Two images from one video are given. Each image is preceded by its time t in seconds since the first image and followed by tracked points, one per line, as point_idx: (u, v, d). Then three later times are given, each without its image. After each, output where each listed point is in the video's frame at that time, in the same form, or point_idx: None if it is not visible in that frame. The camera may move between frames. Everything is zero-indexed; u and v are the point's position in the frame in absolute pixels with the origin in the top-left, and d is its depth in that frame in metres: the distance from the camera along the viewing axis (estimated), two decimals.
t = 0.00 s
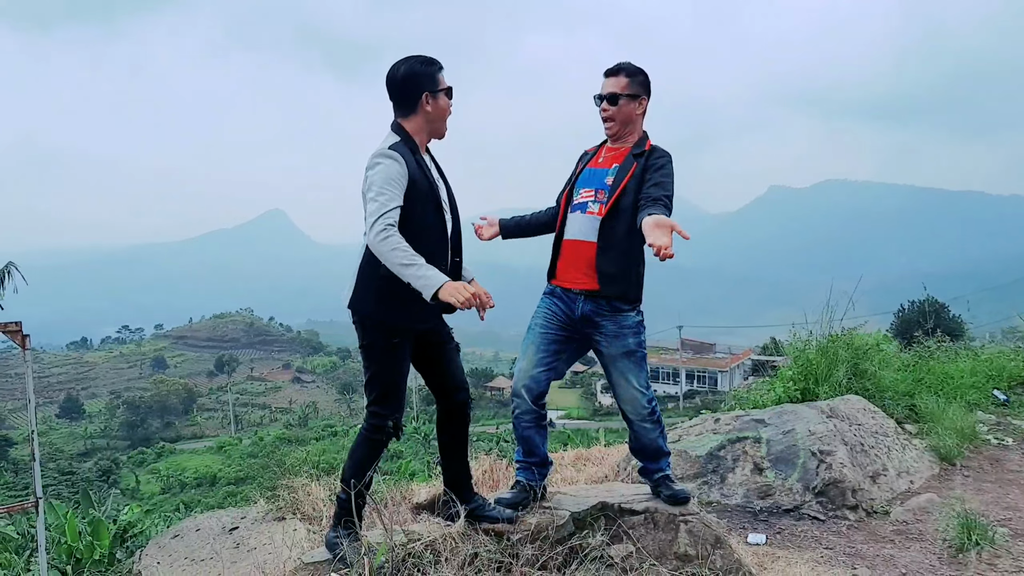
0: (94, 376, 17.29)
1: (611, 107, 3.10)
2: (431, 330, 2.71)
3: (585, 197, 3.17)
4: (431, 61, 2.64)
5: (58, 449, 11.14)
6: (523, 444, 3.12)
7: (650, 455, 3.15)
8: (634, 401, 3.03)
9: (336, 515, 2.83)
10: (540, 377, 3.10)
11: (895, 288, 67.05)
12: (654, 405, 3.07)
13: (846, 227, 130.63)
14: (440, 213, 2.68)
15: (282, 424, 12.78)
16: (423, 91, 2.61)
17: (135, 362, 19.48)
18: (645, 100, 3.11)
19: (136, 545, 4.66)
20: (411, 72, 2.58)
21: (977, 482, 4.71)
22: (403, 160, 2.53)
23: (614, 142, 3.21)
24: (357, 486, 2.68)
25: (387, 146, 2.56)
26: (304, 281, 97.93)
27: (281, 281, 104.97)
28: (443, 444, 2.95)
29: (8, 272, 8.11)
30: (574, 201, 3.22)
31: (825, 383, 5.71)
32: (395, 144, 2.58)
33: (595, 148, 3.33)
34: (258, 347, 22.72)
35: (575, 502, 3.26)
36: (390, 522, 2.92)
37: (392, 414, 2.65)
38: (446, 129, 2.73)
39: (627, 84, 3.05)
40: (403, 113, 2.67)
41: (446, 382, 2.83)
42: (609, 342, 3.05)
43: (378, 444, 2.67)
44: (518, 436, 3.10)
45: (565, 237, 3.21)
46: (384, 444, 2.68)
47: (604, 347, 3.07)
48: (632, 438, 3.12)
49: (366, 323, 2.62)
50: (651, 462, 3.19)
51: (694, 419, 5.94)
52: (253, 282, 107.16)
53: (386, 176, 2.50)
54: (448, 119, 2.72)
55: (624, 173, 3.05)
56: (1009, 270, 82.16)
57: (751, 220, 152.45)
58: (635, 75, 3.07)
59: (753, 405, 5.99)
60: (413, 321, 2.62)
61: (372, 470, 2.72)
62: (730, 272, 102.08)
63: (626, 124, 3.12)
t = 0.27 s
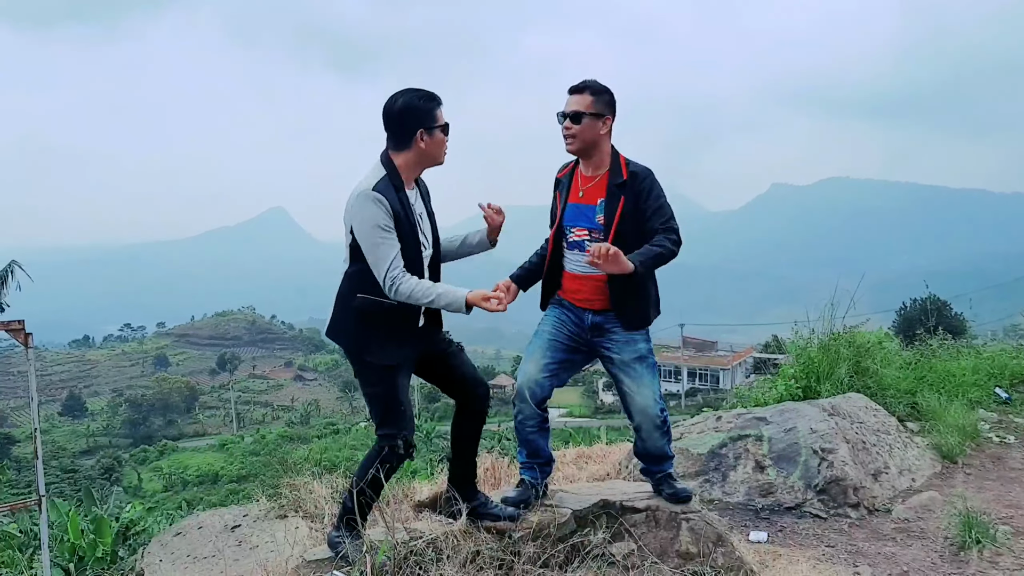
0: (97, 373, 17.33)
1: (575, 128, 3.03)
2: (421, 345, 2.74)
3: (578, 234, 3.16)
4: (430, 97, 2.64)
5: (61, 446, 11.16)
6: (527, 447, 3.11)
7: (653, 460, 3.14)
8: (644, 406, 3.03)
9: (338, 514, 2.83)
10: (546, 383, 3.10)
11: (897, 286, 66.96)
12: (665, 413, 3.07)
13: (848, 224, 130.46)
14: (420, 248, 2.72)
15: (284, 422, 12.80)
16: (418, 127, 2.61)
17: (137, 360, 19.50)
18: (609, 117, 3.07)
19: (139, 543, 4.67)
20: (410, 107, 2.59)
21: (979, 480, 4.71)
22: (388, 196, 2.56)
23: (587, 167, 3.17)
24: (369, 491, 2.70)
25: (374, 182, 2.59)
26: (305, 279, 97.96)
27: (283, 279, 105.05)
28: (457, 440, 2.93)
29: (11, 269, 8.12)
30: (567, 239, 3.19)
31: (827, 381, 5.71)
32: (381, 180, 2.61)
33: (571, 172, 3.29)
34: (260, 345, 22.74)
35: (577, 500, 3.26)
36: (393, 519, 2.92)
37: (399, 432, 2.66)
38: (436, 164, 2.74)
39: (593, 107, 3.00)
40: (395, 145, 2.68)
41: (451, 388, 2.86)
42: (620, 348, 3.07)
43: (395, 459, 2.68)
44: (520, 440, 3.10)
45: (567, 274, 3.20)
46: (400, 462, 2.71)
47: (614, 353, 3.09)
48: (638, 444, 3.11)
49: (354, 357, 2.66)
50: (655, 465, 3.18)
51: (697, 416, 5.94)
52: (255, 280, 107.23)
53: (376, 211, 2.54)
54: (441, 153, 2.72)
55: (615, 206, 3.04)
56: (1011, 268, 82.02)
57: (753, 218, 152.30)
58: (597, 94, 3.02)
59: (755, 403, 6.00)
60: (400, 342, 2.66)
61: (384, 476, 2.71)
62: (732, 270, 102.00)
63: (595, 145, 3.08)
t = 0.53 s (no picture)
0: (98, 373, 17.34)
1: (543, 94, 2.98)
2: (416, 327, 2.73)
3: (554, 199, 3.11)
4: (381, 60, 2.60)
5: (62, 446, 11.18)
6: (529, 433, 3.12)
7: (655, 440, 3.12)
8: (642, 377, 3.06)
9: (339, 514, 2.82)
10: (552, 363, 3.11)
11: (898, 286, 66.94)
12: (658, 378, 3.08)
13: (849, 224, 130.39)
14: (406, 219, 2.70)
15: (285, 422, 12.81)
16: (372, 92, 2.58)
17: (139, 360, 19.53)
18: (580, 83, 3.02)
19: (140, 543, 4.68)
20: (359, 73, 2.56)
21: (980, 480, 4.71)
22: (349, 172, 2.58)
23: (559, 132, 3.12)
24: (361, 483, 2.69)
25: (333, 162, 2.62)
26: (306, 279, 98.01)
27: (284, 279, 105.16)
28: (444, 439, 2.95)
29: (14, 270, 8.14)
30: (544, 206, 3.14)
31: (828, 380, 5.72)
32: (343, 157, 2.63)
33: (542, 135, 3.24)
34: (261, 344, 22.76)
35: (578, 499, 3.26)
36: (393, 519, 2.92)
37: (386, 413, 2.64)
38: (399, 127, 2.71)
39: (561, 73, 2.95)
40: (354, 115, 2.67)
41: (438, 378, 2.85)
42: (614, 323, 3.08)
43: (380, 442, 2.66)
44: (525, 425, 3.10)
45: (547, 239, 3.17)
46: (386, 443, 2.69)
47: (609, 328, 3.10)
48: (637, 419, 3.12)
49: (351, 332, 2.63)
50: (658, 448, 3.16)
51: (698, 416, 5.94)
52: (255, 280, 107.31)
53: (340, 187, 2.56)
54: (401, 116, 2.69)
55: (593, 170, 3.00)
56: (1013, 267, 81.95)
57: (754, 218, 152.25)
58: (565, 60, 2.97)
59: (756, 402, 6.00)
60: (395, 322, 2.63)
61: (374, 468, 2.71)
62: (733, 269, 101.96)
63: (566, 113, 3.03)
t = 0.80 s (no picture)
0: (99, 373, 17.35)
1: (531, 101, 2.95)
2: (414, 328, 2.73)
3: (548, 207, 3.10)
4: (387, 60, 2.62)
5: (63, 445, 11.18)
6: (528, 436, 3.13)
7: (658, 439, 3.12)
8: (644, 377, 3.07)
9: (341, 512, 2.82)
10: (547, 369, 3.11)
11: (900, 284, 66.92)
12: (661, 380, 3.09)
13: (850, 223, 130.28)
14: (406, 219, 2.70)
15: (287, 421, 12.82)
16: (380, 91, 2.59)
17: (140, 359, 19.54)
18: (567, 87, 2.98)
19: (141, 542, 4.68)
20: (368, 72, 2.58)
21: (981, 478, 4.71)
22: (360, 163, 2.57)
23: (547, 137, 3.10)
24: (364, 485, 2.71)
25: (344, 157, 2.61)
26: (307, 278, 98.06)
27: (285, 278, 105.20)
28: (450, 442, 2.94)
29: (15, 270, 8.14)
30: (539, 213, 3.13)
31: (830, 378, 5.72)
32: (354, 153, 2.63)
33: (528, 137, 3.20)
34: (262, 343, 22.76)
35: (579, 498, 3.26)
36: (395, 517, 2.92)
37: (390, 416, 2.66)
38: (407, 128, 2.72)
39: (546, 76, 2.91)
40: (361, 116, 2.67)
41: (439, 380, 2.84)
42: (612, 324, 3.08)
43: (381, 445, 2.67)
44: (523, 429, 3.12)
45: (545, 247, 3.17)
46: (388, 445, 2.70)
47: (607, 330, 3.10)
48: (640, 419, 3.12)
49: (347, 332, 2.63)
50: (661, 447, 3.17)
51: (699, 414, 5.95)
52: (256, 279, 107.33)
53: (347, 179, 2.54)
54: (410, 117, 2.69)
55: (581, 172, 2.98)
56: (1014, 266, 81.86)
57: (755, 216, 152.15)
58: (550, 64, 2.93)
59: (757, 400, 5.99)
60: (393, 322, 2.63)
61: (376, 469, 2.73)
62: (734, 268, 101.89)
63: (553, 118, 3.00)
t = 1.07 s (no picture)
0: (101, 372, 17.35)
1: (562, 114, 2.99)
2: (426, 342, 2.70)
3: (563, 220, 3.13)
4: (433, 90, 2.65)
5: (65, 444, 11.20)
6: (528, 442, 3.12)
7: (658, 447, 3.13)
8: (644, 391, 3.05)
9: (343, 512, 2.82)
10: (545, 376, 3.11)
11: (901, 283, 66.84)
12: (668, 397, 3.07)
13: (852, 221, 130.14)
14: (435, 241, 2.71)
15: (288, 419, 12.81)
16: (427, 121, 2.63)
17: (141, 358, 19.56)
18: (596, 100, 3.02)
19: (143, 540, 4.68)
20: (415, 103, 2.60)
21: (983, 476, 4.70)
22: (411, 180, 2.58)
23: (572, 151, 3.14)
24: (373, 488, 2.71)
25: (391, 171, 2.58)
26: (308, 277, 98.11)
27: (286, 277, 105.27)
28: (459, 443, 2.94)
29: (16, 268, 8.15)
30: (552, 226, 3.16)
31: (831, 377, 5.72)
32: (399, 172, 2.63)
33: (556, 155, 3.25)
34: (263, 342, 22.76)
35: (581, 496, 3.26)
36: (397, 516, 2.92)
37: (408, 430, 2.65)
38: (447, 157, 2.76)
39: (577, 89, 2.94)
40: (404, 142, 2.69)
41: (459, 384, 2.82)
42: (615, 336, 3.06)
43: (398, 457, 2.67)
44: (521, 436, 3.11)
45: (554, 258, 3.17)
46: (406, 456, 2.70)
47: (609, 341, 3.09)
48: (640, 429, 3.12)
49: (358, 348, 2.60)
50: (662, 454, 3.18)
51: (700, 413, 5.95)
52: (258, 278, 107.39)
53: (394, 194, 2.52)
54: (451, 145, 2.74)
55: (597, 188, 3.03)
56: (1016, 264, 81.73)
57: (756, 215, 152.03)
58: (581, 77, 2.96)
59: (759, 399, 5.99)
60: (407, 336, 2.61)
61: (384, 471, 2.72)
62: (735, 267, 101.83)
63: (583, 130, 3.05)
